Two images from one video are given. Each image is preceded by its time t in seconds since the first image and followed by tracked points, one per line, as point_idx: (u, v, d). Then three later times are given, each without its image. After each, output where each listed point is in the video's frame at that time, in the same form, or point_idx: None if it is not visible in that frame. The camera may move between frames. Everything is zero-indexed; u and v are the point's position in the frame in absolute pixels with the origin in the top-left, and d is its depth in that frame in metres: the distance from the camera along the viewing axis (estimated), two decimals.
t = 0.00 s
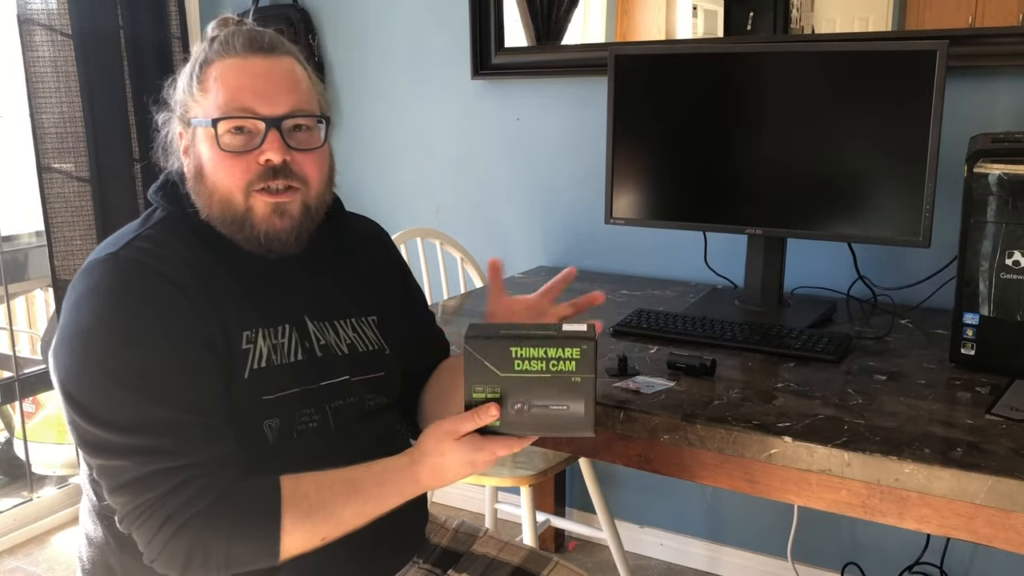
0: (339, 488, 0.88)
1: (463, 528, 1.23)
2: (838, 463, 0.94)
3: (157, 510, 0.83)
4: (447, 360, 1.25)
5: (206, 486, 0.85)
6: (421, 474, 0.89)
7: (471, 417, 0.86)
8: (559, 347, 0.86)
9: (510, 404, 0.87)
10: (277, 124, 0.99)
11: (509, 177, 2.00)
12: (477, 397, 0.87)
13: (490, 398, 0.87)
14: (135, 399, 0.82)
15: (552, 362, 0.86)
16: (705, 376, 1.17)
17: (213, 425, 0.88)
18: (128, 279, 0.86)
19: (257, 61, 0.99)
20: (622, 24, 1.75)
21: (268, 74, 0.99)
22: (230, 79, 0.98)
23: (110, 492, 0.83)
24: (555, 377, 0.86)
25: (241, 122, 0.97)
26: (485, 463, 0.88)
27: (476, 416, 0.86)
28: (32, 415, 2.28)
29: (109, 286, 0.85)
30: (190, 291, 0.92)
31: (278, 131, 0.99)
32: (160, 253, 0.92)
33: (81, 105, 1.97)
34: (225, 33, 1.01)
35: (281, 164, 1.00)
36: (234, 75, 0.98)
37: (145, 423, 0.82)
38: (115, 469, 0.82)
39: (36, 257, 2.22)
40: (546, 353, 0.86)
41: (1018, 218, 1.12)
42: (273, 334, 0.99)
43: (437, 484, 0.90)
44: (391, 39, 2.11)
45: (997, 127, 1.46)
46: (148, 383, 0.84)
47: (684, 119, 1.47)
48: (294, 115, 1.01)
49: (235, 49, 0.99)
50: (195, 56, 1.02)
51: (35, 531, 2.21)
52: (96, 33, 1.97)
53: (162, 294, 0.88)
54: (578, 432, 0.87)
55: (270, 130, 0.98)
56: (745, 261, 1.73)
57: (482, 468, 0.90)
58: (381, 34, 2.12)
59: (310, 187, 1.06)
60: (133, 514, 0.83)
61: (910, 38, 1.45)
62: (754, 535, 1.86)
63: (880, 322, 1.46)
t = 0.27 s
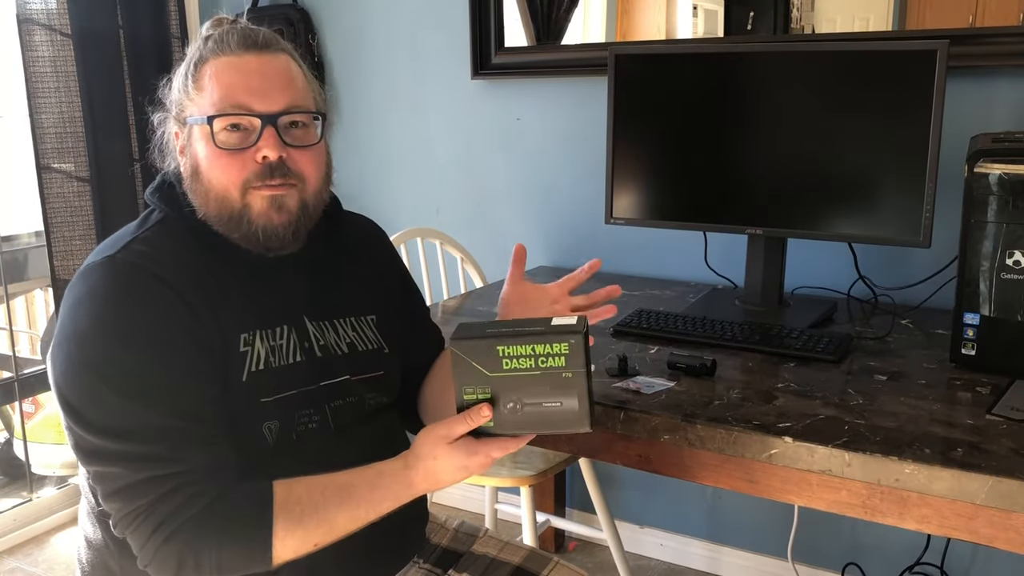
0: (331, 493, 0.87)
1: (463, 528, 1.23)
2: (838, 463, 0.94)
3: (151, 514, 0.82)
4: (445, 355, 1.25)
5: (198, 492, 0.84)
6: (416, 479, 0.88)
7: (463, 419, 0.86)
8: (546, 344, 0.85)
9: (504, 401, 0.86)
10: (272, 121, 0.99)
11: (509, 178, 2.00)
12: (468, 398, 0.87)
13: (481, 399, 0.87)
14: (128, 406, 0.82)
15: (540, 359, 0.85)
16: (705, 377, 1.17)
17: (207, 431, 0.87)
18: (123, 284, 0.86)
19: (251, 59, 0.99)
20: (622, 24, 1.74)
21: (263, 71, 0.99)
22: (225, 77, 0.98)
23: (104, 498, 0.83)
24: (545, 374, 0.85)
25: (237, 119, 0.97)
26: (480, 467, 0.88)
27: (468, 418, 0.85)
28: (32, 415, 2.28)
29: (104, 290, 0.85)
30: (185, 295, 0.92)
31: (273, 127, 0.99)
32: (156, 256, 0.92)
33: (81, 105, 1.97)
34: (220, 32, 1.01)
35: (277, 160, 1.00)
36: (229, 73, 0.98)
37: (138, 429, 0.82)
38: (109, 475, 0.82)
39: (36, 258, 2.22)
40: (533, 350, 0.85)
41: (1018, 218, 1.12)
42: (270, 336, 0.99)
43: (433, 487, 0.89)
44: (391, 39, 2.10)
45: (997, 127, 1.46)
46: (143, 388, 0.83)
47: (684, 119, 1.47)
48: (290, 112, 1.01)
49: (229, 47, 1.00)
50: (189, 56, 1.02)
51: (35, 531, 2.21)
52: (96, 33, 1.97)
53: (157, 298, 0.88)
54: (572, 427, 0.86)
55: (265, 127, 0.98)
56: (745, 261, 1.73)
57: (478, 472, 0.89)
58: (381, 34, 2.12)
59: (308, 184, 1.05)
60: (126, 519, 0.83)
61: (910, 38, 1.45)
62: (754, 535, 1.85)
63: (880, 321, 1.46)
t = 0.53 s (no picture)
0: (333, 495, 0.87)
1: (463, 528, 1.23)
2: (838, 463, 0.94)
3: (151, 517, 0.82)
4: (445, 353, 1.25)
5: (197, 494, 0.84)
6: (417, 480, 0.88)
7: (464, 420, 0.86)
8: (545, 343, 0.85)
9: (504, 402, 0.86)
10: (272, 121, 0.99)
11: (509, 178, 2.00)
12: (469, 399, 0.87)
13: (481, 400, 0.87)
14: (126, 407, 0.82)
15: (539, 359, 0.85)
16: (705, 376, 1.17)
17: (205, 432, 0.87)
18: (123, 285, 0.86)
19: (251, 59, 0.99)
20: (621, 24, 1.74)
21: (263, 71, 0.99)
22: (225, 77, 0.98)
23: (104, 500, 0.83)
24: (544, 374, 0.85)
25: (237, 119, 0.97)
26: (480, 468, 0.88)
27: (469, 418, 0.85)
28: (32, 415, 2.28)
29: (104, 292, 0.85)
30: (185, 296, 0.92)
31: (273, 127, 0.99)
32: (156, 256, 0.92)
33: (81, 105, 1.96)
34: (220, 32, 1.01)
35: (277, 160, 1.00)
36: (230, 73, 0.98)
37: (135, 431, 0.82)
38: (109, 477, 0.82)
39: (36, 258, 2.22)
40: (533, 350, 0.85)
41: (1018, 218, 1.12)
42: (271, 337, 0.99)
43: (433, 488, 0.90)
44: (391, 39, 2.10)
45: (997, 127, 1.45)
46: (141, 390, 0.83)
47: (683, 119, 1.47)
48: (290, 112, 1.01)
49: (229, 47, 1.00)
50: (189, 56, 1.02)
51: (35, 531, 2.21)
52: (96, 32, 1.97)
53: (156, 299, 0.88)
54: (572, 427, 0.86)
55: (266, 127, 0.98)
56: (745, 261, 1.73)
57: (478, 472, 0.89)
58: (381, 34, 2.12)
59: (309, 184, 1.05)
60: (127, 521, 0.83)
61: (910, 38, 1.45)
62: (754, 535, 1.85)
63: (880, 321, 1.46)
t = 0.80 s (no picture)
0: (331, 496, 0.87)
1: (463, 528, 1.23)
2: (838, 463, 0.94)
3: (149, 518, 0.82)
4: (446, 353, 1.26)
5: (195, 495, 0.84)
6: (415, 482, 0.88)
7: (461, 419, 0.86)
8: (539, 341, 0.85)
9: (498, 401, 0.87)
10: (289, 126, 0.98)
11: (509, 178, 2.00)
12: (465, 398, 0.88)
13: (476, 398, 0.88)
14: (123, 409, 0.82)
15: (533, 356, 0.85)
16: (705, 377, 1.17)
17: (202, 434, 0.87)
18: (121, 286, 0.86)
19: (267, 63, 0.98)
20: (622, 24, 1.74)
21: (279, 76, 0.98)
22: (241, 81, 0.96)
23: (103, 501, 0.83)
24: (538, 372, 0.85)
25: (253, 123, 0.96)
26: (478, 470, 0.88)
27: (466, 417, 0.85)
28: (32, 415, 2.28)
29: (102, 292, 0.85)
30: (184, 297, 0.92)
31: (290, 133, 0.98)
32: (155, 257, 0.92)
33: (81, 105, 1.96)
34: (232, 33, 1.00)
35: (292, 166, 0.99)
36: (246, 77, 0.97)
37: (133, 431, 0.82)
38: (107, 479, 0.82)
39: (36, 258, 2.22)
40: (527, 348, 0.85)
41: (1018, 218, 1.12)
42: (271, 338, 0.99)
43: (431, 491, 0.89)
44: (391, 39, 2.10)
45: (997, 127, 1.45)
46: (138, 392, 0.83)
47: (683, 119, 1.47)
48: (305, 117, 1.00)
49: (244, 50, 0.98)
50: (198, 54, 1.00)
51: (35, 531, 2.21)
52: (96, 32, 1.97)
53: (155, 301, 0.88)
54: (569, 427, 0.85)
55: (283, 132, 0.97)
56: (745, 261, 1.72)
57: (476, 475, 0.89)
58: (381, 34, 2.12)
59: (319, 189, 1.05)
60: (125, 522, 0.83)
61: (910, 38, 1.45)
62: (754, 535, 1.85)
63: (880, 321, 1.46)
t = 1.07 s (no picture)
0: (335, 495, 0.88)
1: (463, 528, 1.23)
2: (838, 463, 0.94)
3: (154, 521, 0.83)
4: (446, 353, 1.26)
5: (200, 497, 0.84)
6: (419, 479, 0.89)
7: (466, 417, 0.87)
8: (548, 342, 0.86)
9: (505, 402, 0.87)
10: (341, 145, 0.99)
11: (510, 178, 2.00)
12: (472, 397, 0.88)
13: (484, 397, 0.88)
14: (129, 411, 0.82)
15: (542, 357, 0.86)
16: (705, 377, 1.17)
17: (207, 435, 0.87)
18: (123, 289, 0.86)
19: (315, 79, 0.98)
20: (622, 24, 1.74)
21: (328, 94, 0.98)
22: (293, 97, 0.96)
23: (109, 504, 0.83)
24: (546, 373, 0.85)
25: (311, 143, 0.96)
26: (482, 472, 0.89)
27: (472, 414, 0.86)
28: (32, 416, 2.28)
29: (105, 295, 0.85)
30: (187, 299, 0.92)
31: (342, 152, 0.99)
32: (157, 260, 0.91)
33: (81, 105, 1.96)
34: (273, 42, 0.98)
35: (340, 183, 1.01)
36: (297, 93, 0.96)
37: (137, 434, 0.82)
38: (113, 481, 0.82)
39: (36, 258, 2.22)
40: (535, 349, 0.86)
41: (1018, 218, 1.12)
42: (274, 339, 0.99)
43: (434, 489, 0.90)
44: (391, 39, 2.10)
45: (997, 127, 1.45)
46: (144, 394, 0.83)
47: (683, 119, 1.47)
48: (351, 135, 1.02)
49: (292, 65, 0.97)
50: (233, 58, 0.96)
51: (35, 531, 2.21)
52: (96, 32, 1.97)
53: (158, 303, 0.88)
54: (575, 430, 0.86)
55: (334, 151, 0.98)
56: (745, 261, 1.73)
57: (480, 476, 0.90)
58: (381, 34, 2.11)
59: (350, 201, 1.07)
60: (131, 524, 0.83)
61: (910, 38, 1.45)
62: (754, 535, 1.85)
63: (880, 321, 1.46)
